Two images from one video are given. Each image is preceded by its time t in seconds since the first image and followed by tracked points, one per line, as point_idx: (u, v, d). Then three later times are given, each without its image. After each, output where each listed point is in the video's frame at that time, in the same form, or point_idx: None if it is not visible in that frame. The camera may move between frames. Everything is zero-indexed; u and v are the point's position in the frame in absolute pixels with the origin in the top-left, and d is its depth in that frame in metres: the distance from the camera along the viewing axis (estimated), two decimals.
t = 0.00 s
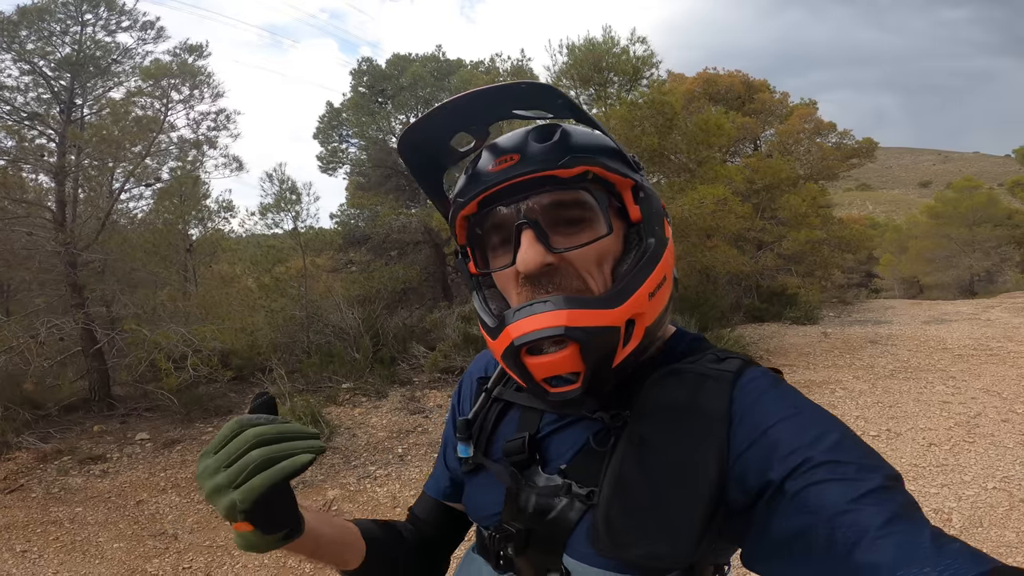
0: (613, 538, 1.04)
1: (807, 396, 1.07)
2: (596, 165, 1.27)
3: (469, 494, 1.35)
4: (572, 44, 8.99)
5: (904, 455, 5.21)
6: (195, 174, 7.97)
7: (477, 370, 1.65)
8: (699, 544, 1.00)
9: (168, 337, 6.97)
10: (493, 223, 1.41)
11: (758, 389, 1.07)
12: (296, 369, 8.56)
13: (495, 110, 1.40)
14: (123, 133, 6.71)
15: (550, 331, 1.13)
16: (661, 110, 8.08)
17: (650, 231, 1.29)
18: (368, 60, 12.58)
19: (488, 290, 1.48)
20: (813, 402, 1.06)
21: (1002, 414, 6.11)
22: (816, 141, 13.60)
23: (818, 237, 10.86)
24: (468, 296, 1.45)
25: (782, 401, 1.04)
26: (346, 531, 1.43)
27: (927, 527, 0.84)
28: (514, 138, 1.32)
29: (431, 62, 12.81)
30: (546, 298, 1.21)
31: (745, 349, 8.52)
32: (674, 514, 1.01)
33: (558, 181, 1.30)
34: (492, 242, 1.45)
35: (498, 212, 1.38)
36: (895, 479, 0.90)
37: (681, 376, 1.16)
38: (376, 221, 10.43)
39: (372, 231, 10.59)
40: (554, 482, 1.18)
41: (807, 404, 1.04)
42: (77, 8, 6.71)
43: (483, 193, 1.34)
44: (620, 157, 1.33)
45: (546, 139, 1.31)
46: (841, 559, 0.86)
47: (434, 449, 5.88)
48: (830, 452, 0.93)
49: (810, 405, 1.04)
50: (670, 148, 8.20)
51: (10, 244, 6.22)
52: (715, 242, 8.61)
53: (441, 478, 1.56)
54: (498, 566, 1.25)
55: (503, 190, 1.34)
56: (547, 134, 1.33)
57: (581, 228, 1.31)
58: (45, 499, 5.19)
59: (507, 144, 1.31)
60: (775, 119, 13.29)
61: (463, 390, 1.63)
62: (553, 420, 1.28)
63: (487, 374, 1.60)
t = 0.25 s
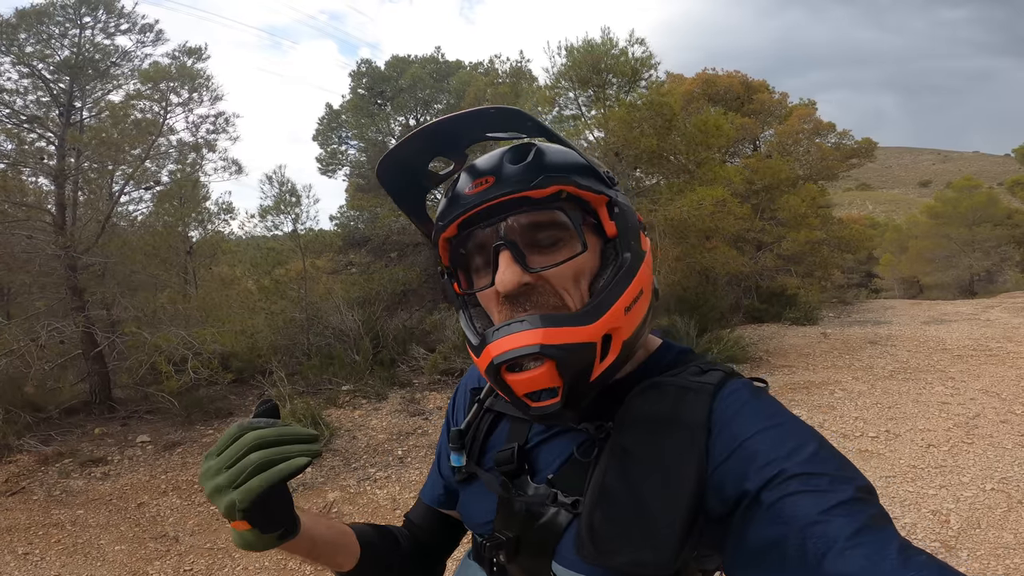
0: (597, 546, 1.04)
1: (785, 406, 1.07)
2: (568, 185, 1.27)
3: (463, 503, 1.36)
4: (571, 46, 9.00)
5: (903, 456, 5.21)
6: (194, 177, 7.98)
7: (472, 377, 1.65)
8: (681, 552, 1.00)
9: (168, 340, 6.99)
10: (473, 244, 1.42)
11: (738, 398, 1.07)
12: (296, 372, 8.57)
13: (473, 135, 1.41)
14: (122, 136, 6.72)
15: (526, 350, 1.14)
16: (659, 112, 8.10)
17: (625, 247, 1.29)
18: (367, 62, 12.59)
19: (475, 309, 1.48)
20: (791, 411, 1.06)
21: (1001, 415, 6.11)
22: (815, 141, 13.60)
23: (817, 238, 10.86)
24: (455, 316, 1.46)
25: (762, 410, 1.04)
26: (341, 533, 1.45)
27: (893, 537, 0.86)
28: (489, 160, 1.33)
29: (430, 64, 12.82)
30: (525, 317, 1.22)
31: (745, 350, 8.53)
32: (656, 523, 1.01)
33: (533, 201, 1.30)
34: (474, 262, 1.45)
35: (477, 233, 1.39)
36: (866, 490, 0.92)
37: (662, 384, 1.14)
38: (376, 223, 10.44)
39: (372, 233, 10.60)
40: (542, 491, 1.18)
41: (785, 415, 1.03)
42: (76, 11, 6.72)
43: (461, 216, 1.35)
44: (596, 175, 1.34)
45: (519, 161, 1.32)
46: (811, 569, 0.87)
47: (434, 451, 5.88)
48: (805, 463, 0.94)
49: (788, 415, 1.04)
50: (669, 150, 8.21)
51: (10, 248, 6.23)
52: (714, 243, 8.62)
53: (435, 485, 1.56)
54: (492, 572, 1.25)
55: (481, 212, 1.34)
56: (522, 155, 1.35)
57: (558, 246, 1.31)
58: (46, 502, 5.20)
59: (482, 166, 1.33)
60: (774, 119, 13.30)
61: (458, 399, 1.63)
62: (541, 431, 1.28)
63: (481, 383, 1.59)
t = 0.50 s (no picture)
0: (608, 538, 1.04)
1: (793, 394, 1.07)
2: (590, 191, 1.24)
3: (467, 499, 1.35)
4: (572, 45, 9.00)
5: (905, 455, 5.21)
6: (195, 177, 7.97)
7: (473, 375, 1.65)
8: (693, 542, 1.00)
9: (169, 339, 6.99)
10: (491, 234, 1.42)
11: (746, 388, 1.07)
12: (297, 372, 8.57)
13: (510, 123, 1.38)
14: (123, 136, 6.72)
15: (517, 352, 1.18)
16: (660, 111, 8.09)
17: (639, 259, 1.27)
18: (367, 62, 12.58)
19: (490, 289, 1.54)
20: (799, 399, 1.06)
21: (1003, 414, 6.11)
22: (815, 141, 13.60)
23: (817, 238, 10.86)
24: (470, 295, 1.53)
25: (770, 400, 1.04)
26: (361, 541, 1.45)
27: (913, 522, 0.85)
28: (517, 153, 1.31)
29: (430, 64, 12.81)
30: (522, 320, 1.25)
31: (745, 350, 8.53)
32: (668, 515, 1.00)
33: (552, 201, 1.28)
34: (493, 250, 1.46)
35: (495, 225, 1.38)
36: (881, 476, 0.92)
37: (670, 376, 1.15)
38: (376, 223, 10.43)
39: (372, 233, 10.60)
40: (548, 484, 1.19)
41: (793, 402, 1.04)
42: (77, 11, 6.71)
43: (481, 207, 1.35)
44: (622, 179, 1.29)
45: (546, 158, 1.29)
46: (832, 556, 0.86)
47: (435, 450, 5.88)
48: (817, 450, 0.94)
49: (797, 403, 1.04)
50: (670, 149, 8.21)
51: (11, 248, 6.22)
52: (715, 243, 8.62)
53: (444, 485, 1.56)
54: (499, 567, 1.22)
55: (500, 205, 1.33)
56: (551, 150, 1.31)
57: (570, 249, 1.30)
58: (48, 502, 5.19)
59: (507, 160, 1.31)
60: (774, 119, 13.30)
61: (460, 397, 1.62)
62: (544, 422, 1.30)
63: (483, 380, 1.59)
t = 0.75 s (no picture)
0: (607, 539, 1.03)
1: (792, 394, 1.08)
2: (661, 200, 1.24)
3: (468, 498, 1.34)
4: (571, 46, 9.00)
5: (905, 455, 5.21)
6: (195, 178, 7.96)
7: (474, 374, 1.63)
8: (692, 542, 1.00)
9: (169, 340, 6.98)
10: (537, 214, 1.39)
11: (745, 389, 1.08)
12: (297, 372, 8.57)
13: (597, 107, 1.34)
14: (122, 137, 6.71)
15: (551, 348, 1.20)
16: (660, 111, 8.09)
17: (680, 277, 1.30)
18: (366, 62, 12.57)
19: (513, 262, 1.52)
20: (797, 399, 1.07)
21: (1002, 413, 6.12)
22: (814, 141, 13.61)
23: (817, 238, 10.87)
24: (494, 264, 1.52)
25: (768, 401, 1.05)
26: (380, 552, 1.44)
27: (909, 522, 0.85)
28: (597, 140, 1.28)
29: (430, 64, 12.80)
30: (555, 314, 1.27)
31: (745, 350, 8.53)
32: (668, 516, 1.01)
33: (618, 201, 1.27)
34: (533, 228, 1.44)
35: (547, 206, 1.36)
36: (878, 476, 0.92)
37: (671, 377, 1.15)
38: (375, 223, 10.42)
39: (372, 234, 10.59)
40: (548, 485, 1.17)
41: (792, 403, 1.04)
42: (76, 11, 6.71)
43: (543, 185, 1.32)
44: (687, 193, 1.30)
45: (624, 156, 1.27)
46: (829, 556, 0.86)
47: (436, 451, 5.88)
48: (815, 450, 0.95)
49: (796, 403, 1.05)
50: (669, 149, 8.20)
51: (10, 249, 6.22)
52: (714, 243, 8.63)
53: (449, 483, 1.55)
54: (499, 568, 1.21)
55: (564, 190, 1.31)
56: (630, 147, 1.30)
57: (620, 252, 1.30)
58: (48, 503, 5.18)
59: (585, 145, 1.28)
60: (773, 119, 13.30)
61: (461, 396, 1.59)
62: (546, 421, 1.28)
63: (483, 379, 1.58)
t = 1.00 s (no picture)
0: (602, 537, 1.02)
1: (785, 395, 1.09)
2: (678, 200, 1.24)
3: (465, 495, 1.33)
4: (569, 46, 9.01)
5: (901, 455, 5.22)
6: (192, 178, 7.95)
7: (474, 371, 1.61)
8: (687, 540, 1.01)
9: (167, 341, 6.98)
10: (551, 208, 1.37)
11: (740, 389, 1.09)
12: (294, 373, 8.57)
13: (616, 105, 1.32)
14: (120, 137, 6.70)
15: (570, 338, 1.17)
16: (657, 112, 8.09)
17: (690, 275, 1.30)
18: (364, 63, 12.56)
19: (521, 254, 1.50)
20: (790, 400, 1.08)
21: (998, 414, 6.13)
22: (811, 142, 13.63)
23: (814, 238, 10.89)
24: (501, 255, 1.49)
25: (763, 401, 1.06)
26: (375, 515, 1.46)
27: (898, 522, 0.86)
28: (617, 137, 1.26)
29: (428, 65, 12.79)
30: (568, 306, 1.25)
31: (742, 351, 8.54)
32: (663, 514, 1.00)
33: (636, 199, 1.26)
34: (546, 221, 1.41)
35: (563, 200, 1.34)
36: (869, 476, 0.93)
37: (668, 376, 1.15)
38: (373, 224, 10.42)
39: (369, 234, 10.59)
40: (544, 482, 1.16)
41: (785, 403, 1.06)
42: (73, 11, 6.70)
43: (561, 180, 1.30)
44: (702, 194, 1.31)
45: (644, 154, 1.26)
46: (819, 554, 0.87)
47: (433, 451, 5.88)
48: (807, 450, 0.96)
49: (789, 404, 1.06)
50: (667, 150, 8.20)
51: (7, 249, 6.21)
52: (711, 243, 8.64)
53: (445, 479, 1.55)
54: (494, 564, 1.23)
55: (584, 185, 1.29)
56: (648, 145, 1.29)
57: (635, 247, 1.29)
58: (45, 503, 5.17)
59: (605, 142, 1.26)
60: (770, 120, 13.32)
61: (461, 392, 1.58)
62: (544, 417, 1.26)
63: (483, 376, 1.57)
